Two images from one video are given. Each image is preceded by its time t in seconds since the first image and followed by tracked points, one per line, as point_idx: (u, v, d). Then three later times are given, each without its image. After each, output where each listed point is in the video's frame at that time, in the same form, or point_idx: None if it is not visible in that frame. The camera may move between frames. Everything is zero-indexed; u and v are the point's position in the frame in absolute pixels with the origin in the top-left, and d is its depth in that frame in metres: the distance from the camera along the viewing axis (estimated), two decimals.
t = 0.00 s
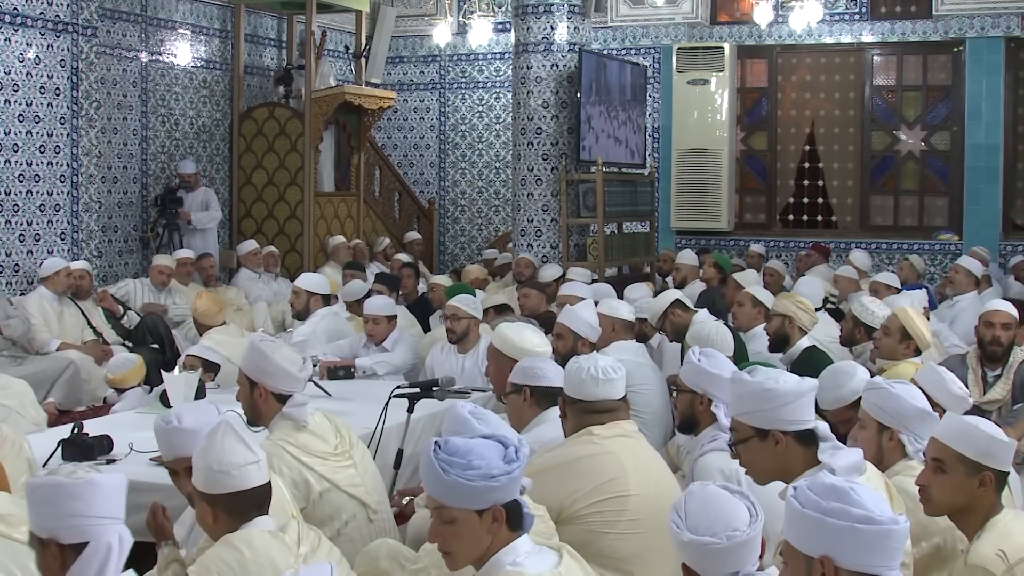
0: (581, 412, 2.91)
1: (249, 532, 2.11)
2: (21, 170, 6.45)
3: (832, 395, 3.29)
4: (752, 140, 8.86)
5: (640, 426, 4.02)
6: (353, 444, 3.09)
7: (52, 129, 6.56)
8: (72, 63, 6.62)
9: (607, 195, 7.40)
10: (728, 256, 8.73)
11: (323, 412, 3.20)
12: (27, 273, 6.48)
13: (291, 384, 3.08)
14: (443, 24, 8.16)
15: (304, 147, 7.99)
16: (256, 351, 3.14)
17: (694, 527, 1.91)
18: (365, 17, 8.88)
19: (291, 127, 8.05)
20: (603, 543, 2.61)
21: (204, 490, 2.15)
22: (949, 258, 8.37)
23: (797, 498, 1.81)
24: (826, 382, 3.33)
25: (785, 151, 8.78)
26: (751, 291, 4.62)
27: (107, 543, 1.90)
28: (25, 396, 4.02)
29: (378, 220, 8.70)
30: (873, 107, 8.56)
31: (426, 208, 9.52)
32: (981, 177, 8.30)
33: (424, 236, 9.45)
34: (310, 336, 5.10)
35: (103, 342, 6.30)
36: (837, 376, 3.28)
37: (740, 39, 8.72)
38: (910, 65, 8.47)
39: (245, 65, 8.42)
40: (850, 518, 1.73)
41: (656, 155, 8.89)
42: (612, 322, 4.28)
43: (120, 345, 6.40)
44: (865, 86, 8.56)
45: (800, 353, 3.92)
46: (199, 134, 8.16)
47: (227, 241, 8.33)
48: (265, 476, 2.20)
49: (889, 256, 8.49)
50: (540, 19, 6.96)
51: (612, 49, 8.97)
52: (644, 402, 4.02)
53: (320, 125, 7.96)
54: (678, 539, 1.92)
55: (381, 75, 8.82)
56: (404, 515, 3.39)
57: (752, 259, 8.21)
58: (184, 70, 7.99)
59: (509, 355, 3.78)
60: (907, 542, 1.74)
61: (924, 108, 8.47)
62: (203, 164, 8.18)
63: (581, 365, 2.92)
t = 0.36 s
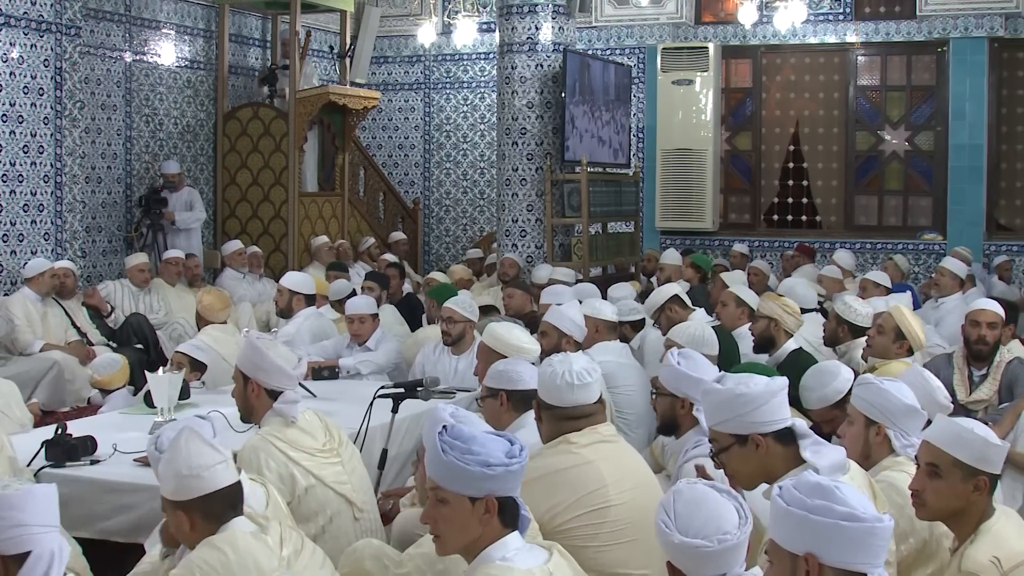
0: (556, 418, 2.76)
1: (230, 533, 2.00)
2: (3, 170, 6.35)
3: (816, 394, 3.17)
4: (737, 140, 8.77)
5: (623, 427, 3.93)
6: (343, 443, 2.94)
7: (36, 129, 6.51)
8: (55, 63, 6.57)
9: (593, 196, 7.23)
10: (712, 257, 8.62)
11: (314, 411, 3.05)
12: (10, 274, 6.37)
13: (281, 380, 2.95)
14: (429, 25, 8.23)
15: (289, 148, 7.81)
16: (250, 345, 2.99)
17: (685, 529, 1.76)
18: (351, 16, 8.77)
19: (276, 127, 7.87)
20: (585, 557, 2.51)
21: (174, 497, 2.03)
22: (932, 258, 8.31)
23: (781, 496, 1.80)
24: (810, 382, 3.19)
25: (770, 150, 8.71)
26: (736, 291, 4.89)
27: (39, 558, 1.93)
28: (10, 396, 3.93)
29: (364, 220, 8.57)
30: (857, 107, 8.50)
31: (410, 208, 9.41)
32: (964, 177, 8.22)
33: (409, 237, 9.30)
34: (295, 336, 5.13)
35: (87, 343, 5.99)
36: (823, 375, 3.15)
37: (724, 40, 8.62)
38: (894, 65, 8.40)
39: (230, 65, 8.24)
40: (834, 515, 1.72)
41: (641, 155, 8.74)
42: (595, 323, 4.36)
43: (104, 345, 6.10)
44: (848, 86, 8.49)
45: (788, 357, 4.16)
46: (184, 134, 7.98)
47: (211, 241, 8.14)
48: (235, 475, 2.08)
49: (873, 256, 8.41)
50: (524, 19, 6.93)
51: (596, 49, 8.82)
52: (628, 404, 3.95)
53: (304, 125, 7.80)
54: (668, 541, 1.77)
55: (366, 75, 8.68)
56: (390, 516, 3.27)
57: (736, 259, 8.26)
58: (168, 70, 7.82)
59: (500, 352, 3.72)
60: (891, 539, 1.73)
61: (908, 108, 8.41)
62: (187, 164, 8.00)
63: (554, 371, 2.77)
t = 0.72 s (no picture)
0: (534, 422, 2.76)
1: (202, 534, 2.00)
2: None
3: (795, 394, 3.18)
4: (718, 140, 8.79)
5: (603, 427, 3.91)
6: (323, 444, 2.93)
7: (16, 129, 6.52)
8: (35, 62, 6.61)
9: (575, 196, 7.22)
10: (693, 257, 8.63)
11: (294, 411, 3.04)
12: None
13: (262, 379, 2.92)
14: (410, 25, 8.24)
15: (270, 148, 7.80)
16: (230, 346, 2.96)
17: (655, 520, 1.79)
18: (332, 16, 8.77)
19: (257, 127, 7.86)
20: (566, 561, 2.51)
21: (137, 508, 2.02)
22: (914, 257, 8.33)
23: (760, 496, 1.79)
24: (790, 382, 3.20)
25: (751, 151, 8.73)
26: (716, 292, 4.96)
27: (13, 558, 1.87)
28: None
29: (346, 220, 8.57)
30: (839, 107, 8.52)
31: (392, 208, 9.41)
32: (945, 177, 8.24)
33: (391, 237, 9.33)
34: (279, 336, 5.11)
35: (68, 343, 5.96)
36: (801, 375, 3.18)
37: (706, 40, 8.63)
38: (876, 65, 8.42)
39: (211, 65, 8.22)
40: (813, 514, 1.72)
41: (622, 154, 8.75)
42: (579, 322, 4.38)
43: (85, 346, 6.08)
44: (830, 86, 8.51)
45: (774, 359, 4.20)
46: (165, 134, 7.96)
47: (192, 242, 8.11)
48: (197, 479, 2.05)
49: (854, 255, 8.43)
50: (506, 19, 6.95)
51: (578, 49, 8.82)
52: (608, 403, 3.96)
53: (286, 125, 7.79)
54: (637, 533, 1.81)
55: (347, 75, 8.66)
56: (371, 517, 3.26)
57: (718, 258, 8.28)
58: (149, 70, 7.80)
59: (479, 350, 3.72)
60: (869, 538, 1.74)
61: (889, 108, 8.43)
62: (169, 164, 7.98)
63: (531, 375, 2.77)
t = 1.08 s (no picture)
0: (530, 415, 2.77)
1: (179, 535, 2.02)
2: None
3: (780, 393, 3.18)
4: (703, 140, 8.81)
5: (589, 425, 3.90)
6: (304, 446, 2.93)
7: None
8: (19, 62, 6.62)
9: (560, 196, 7.24)
10: (679, 256, 8.64)
11: (274, 414, 3.03)
12: None
13: (238, 385, 2.92)
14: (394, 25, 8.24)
15: (255, 148, 7.79)
16: (203, 350, 2.95)
17: (631, 501, 1.88)
18: (316, 16, 8.76)
19: (242, 127, 7.86)
20: (553, 552, 2.51)
21: (114, 508, 2.03)
22: (898, 257, 8.36)
23: (742, 497, 1.80)
24: (775, 382, 3.20)
25: (736, 150, 8.75)
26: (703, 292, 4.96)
27: (11, 556, 1.90)
28: None
29: (331, 220, 8.56)
30: (823, 107, 8.53)
31: (377, 208, 9.41)
32: (929, 177, 8.26)
33: (376, 237, 9.33)
34: (266, 336, 5.10)
35: (53, 344, 5.94)
36: (788, 373, 3.17)
37: (691, 40, 8.63)
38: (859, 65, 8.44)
39: (196, 65, 8.20)
40: (795, 515, 1.72)
41: (608, 155, 8.75)
42: (564, 321, 4.39)
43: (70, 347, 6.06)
44: (814, 86, 8.52)
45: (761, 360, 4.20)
46: (150, 134, 7.94)
47: (178, 242, 8.10)
48: (174, 483, 2.06)
49: (839, 255, 8.46)
50: (491, 19, 6.93)
51: (563, 49, 8.83)
52: (594, 401, 3.95)
53: (270, 125, 7.78)
54: (614, 513, 1.88)
55: (332, 75, 8.65)
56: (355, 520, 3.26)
57: (704, 258, 8.31)
58: (134, 70, 7.78)
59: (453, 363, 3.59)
60: (851, 538, 1.74)
61: (873, 108, 8.45)
62: (153, 164, 7.95)
63: (529, 368, 2.79)
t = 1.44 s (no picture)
0: (528, 410, 2.77)
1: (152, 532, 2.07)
2: None
3: (784, 369, 3.22)
4: (695, 140, 8.81)
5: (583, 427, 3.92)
6: (295, 446, 2.92)
7: None
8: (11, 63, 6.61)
9: (551, 196, 7.25)
10: (670, 256, 8.64)
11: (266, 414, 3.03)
12: None
13: (229, 385, 2.93)
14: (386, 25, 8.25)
15: (246, 147, 7.78)
16: (194, 351, 2.96)
17: (608, 508, 1.88)
18: (308, 16, 8.76)
19: (234, 127, 7.84)
20: (543, 537, 2.52)
21: (89, 507, 2.10)
22: (889, 257, 8.37)
23: (732, 497, 1.80)
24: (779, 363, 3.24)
25: (728, 150, 8.76)
26: (693, 292, 4.96)
27: None
28: None
29: (323, 221, 8.55)
30: (814, 107, 8.54)
31: (368, 208, 9.40)
32: (920, 177, 8.27)
33: (367, 237, 9.33)
34: (254, 337, 5.09)
35: (44, 344, 5.92)
36: (792, 353, 3.22)
37: (682, 40, 8.64)
38: (851, 65, 8.45)
39: (187, 65, 8.19)
40: (784, 515, 1.72)
41: (599, 155, 8.75)
42: (554, 322, 4.40)
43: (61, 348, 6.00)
44: (805, 86, 8.53)
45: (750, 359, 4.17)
46: (141, 134, 7.92)
47: (169, 242, 8.09)
48: (149, 481, 2.13)
49: (831, 255, 8.47)
50: (482, 19, 6.94)
51: (554, 49, 8.82)
52: (586, 403, 3.94)
53: (262, 125, 7.77)
54: (592, 521, 1.89)
55: (323, 75, 8.64)
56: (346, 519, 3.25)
57: (695, 258, 8.31)
58: (125, 70, 7.76)
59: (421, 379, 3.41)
60: (841, 538, 1.74)
61: (864, 108, 8.46)
62: (144, 164, 7.94)
63: (528, 365, 2.81)
